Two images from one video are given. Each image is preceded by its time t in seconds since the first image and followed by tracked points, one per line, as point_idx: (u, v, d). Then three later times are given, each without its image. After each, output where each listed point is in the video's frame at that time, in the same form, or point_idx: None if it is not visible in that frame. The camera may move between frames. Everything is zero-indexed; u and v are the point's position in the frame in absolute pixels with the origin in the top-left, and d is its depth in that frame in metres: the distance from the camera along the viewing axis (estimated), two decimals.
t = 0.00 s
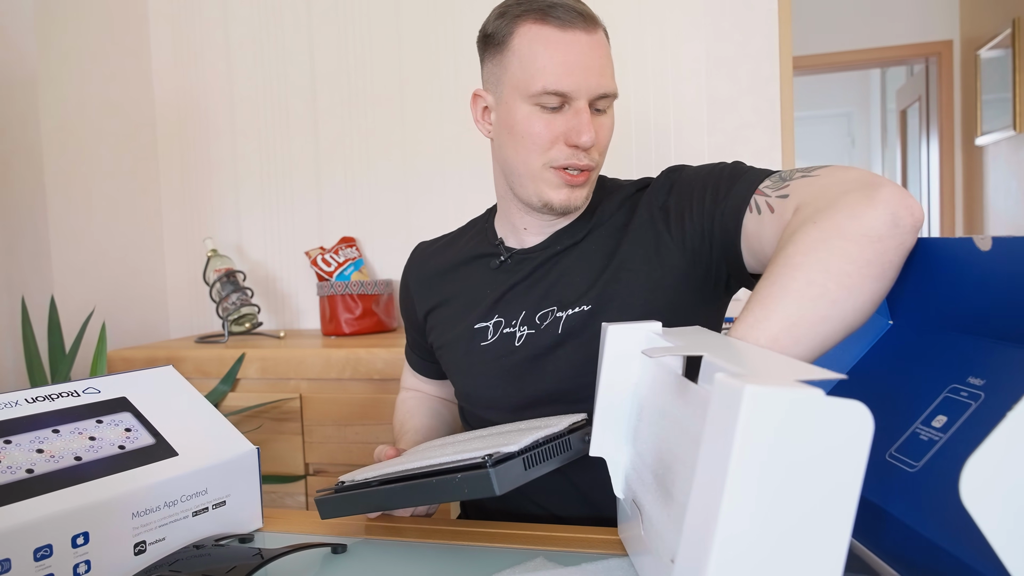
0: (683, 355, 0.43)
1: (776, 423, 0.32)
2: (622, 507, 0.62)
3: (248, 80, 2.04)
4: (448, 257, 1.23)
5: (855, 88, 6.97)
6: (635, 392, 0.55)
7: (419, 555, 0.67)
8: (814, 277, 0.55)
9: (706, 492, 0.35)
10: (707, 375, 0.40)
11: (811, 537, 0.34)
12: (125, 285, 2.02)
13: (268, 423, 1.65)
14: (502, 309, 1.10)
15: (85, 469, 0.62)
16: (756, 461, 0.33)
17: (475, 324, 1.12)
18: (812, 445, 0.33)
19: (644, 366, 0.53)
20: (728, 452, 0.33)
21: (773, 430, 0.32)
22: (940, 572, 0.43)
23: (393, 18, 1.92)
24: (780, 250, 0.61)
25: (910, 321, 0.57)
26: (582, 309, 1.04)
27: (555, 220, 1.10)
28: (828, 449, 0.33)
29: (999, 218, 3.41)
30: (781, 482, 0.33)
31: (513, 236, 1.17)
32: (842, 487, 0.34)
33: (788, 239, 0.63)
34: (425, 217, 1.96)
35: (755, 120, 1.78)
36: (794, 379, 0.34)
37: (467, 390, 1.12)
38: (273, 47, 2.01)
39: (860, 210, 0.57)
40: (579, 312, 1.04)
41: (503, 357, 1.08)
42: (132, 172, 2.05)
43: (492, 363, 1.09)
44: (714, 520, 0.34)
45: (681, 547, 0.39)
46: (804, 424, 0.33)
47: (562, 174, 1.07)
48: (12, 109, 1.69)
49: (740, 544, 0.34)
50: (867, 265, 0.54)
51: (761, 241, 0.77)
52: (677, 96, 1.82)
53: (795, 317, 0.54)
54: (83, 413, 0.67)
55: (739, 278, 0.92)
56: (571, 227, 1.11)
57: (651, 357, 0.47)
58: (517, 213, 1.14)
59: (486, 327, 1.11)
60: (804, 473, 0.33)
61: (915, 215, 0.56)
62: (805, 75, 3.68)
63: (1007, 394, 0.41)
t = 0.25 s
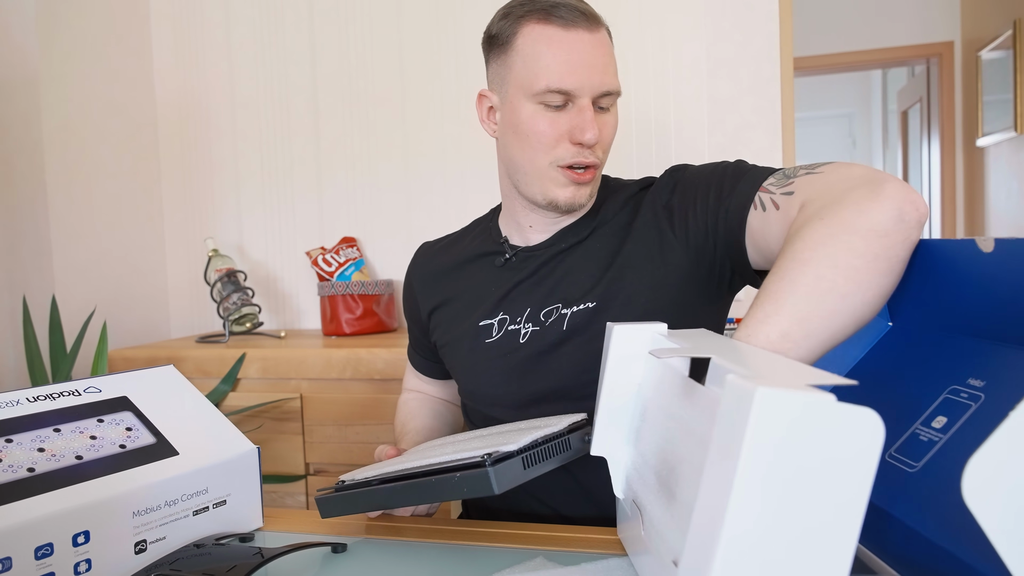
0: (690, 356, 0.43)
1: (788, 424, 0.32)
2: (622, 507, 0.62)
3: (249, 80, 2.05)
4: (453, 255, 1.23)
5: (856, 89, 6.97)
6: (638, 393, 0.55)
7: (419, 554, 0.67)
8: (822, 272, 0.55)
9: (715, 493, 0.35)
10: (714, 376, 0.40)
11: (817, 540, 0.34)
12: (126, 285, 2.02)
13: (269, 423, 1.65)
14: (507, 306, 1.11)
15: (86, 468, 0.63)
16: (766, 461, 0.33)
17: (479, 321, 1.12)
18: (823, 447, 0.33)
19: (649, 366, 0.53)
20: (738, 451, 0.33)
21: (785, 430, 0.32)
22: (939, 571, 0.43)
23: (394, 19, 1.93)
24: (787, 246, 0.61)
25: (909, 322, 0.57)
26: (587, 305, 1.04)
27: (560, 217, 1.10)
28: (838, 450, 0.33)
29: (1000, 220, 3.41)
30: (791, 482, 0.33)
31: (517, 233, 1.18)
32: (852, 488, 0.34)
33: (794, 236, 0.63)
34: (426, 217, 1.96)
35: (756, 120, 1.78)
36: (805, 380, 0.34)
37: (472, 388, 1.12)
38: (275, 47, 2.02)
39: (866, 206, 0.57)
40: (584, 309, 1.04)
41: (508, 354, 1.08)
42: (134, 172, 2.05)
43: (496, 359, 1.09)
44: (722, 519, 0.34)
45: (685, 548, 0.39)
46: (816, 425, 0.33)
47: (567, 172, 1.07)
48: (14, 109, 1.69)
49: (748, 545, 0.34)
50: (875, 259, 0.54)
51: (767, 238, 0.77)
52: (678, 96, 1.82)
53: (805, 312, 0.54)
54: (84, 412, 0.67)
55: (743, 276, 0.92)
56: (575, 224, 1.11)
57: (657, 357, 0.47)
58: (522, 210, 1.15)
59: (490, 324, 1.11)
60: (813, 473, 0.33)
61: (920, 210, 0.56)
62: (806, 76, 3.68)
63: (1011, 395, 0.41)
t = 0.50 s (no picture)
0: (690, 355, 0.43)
1: (794, 422, 0.32)
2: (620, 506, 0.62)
3: (250, 80, 2.05)
4: (456, 253, 1.24)
5: (857, 89, 6.96)
6: (637, 393, 0.55)
7: (419, 553, 0.67)
8: (817, 277, 0.55)
9: (722, 494, 0.35)
10: (715, 375, 0.40)
11: (825, 538, 0.34)
12: (127, 284, 2.02)
13: (269, 423, 1.66)
14: (510, 305, 1.11)
15: (87, 467, 0.63)
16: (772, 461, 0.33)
17: (482, 319, 1.12)
18: (828, 445, 0.33)
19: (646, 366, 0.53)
20: (745, 451, 0.33)
21: (791, 429, 0.32)
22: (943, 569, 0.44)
23: (395, 19, 1.93)
24: (784, 250, 0.61)
25: (910, 325, 0.57)
26: (589, 306, 1.05)
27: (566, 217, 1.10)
28: (843, 447, 0.33)
29: (1001, 221, 3.41)
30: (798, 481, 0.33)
31: (521, 232, 1.18)
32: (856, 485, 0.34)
33: (792, 239, 0.63)
34: (426, 217, 1.96)
35: (756, 121, 1.78)
36: (808, 378, 0.34)
37: (471, 386, 1.12)
38: (275, 47, 2.02)
39: (864, 212, 0.57)
40: (587, 309, 1.05)
41: (509, 353, 1.08)
42: (135, 171, 2.05)
43: (498, 358, 1.09)
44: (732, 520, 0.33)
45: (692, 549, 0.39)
46: (821, 423, 0.33)
47: (575, 172, 1.07)
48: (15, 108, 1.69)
49: (757, 545, 0.34)
50: (871, 265, 0.54)
51: (766, 242, 0.77)
52: (678, 97, 1.82)
53: (798, 315, 0.54)
54: (85, 411, 0.67)
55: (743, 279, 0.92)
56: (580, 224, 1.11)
57: (657, 357, 0.47)
58: (527, 209, 1.15)
59: (493, 323, 1.11)
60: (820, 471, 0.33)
61: (917, 218, 0.56)
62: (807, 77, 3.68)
63: (1015, 398, 0.41)
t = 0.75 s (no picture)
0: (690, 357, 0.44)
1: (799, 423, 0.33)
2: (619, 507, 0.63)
3: (251, 80, 2.05)
4: (459, 253, 1.24)
5: (857, 91, 6.96)
6: (635, 394, 0.55)
7: (419, 553, 0.68)
8: (819, 279, 0.55)
9: (726, 497, 0.35)
10: (716, 376, 0.40)
11: (830, 541, 0.34)
12: (127, 284, 2.02)
13: (269, 423, 1.66)
14: (513, 306, 1.11)
15: (88, 467, 0.63)
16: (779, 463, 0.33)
17: (485, 320, 1.12)
18: (832, 445, 0.33)
19: (645, 367, 0.53)
20: (751, 452, 0.33)
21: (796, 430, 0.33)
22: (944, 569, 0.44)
23: (395, 19, 1.93)
24: (786, 252, 0.62)
25: (910, 329, 0.57)
26: (592, 308, 1.05)
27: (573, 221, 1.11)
28: (847, 447, 0.33)
29: (1000, 222, 3.41)
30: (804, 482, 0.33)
31: (525, 234, 1.18)
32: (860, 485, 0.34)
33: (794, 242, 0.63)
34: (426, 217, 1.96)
35: (756, 122, 1.78)
36: (811, 379, 0.34)
37: (473, 386, 1.13)
38: (276, 47, 2.02)
39: (867, 215, 0.57)
40: (590, 311, 1.05)
41: (511, 354, 1.08)
42: (136, 172, 2.05)
43: (500, 359, 1.09)
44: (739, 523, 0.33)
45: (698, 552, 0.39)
46: (825, 424, 0.33)
47: (584, 177, 1.08)
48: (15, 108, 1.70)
49: (765, 547, 0.34)
50: (872, 268, 0.54)
51: (768, 245, 0.78)
52: (678, 97, 1.83)
53: (799, 317, 0.54)
54: (86, 411, 0.67)
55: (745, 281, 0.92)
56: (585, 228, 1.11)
57: (656, 358, 0.47)
58: (533, 212, 1.15)
59: (496, 324, 1.11)
60: (824, 471, 0.33)
61: (920, 223, 0.56)
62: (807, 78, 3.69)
63: (1016, 401, 0.41)
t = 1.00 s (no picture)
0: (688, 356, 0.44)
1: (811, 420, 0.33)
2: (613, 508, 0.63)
3: (248, 81, 2.05)
4: (460, 252, 1.24)
5: (853, 94, 6.99)
6: (629, 396, 0.55)
7: (414, 554, 0.68)
8: (815, 282, 0.56)
9: (739, 496, 0.35)
10: (717, 376, 0.40)
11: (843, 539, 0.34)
12: (123, 284, 2.02)
13: (265, 424, 1.66)
14: (514, 306, 1.11)
15: (83, 467, 0.63)
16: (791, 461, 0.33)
17: (486, 320, 1.12)
18: (843, 441, 0.33)
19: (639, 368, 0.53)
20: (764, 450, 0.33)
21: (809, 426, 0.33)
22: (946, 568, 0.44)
23: (393, 20, 1.93)
24: (783, 255, 0.62)
25: (905, 335, 0.58)
26: (592, 309, 1.05)
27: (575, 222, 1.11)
28: (857, 443, 0.34)
29: (995, 225, 3.43)
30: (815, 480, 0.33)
31: (527, 233, 1.18)
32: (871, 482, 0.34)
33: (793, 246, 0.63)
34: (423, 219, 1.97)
35: (753, 124, 1.79)
36: (818, 376, 0.35)
37: (472, 384, 1.13)
38: (273, 48, 2.02)
39: (867, 222, 0.57)
40: (590, 312, 1.05)
41: (511, 354, 1.08)
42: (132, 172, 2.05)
43: (500, 359, 1.09)
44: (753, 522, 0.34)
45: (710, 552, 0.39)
46: (836, 420, 0.33)
47: (588, 178, 1.08)
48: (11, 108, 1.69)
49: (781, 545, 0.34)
50: (870, 273, 0.55)
51: (767, 250, 0.78)
52: (675, 100, 1.83)
53: (793, 319, 0.54)
54: (81, 412, 0.67)
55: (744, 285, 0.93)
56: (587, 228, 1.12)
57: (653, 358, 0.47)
58: (536, 212, 1.15)
59: (496, 324, 1.11)
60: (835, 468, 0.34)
61: (918, 232, 0.56)
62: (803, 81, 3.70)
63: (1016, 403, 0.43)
